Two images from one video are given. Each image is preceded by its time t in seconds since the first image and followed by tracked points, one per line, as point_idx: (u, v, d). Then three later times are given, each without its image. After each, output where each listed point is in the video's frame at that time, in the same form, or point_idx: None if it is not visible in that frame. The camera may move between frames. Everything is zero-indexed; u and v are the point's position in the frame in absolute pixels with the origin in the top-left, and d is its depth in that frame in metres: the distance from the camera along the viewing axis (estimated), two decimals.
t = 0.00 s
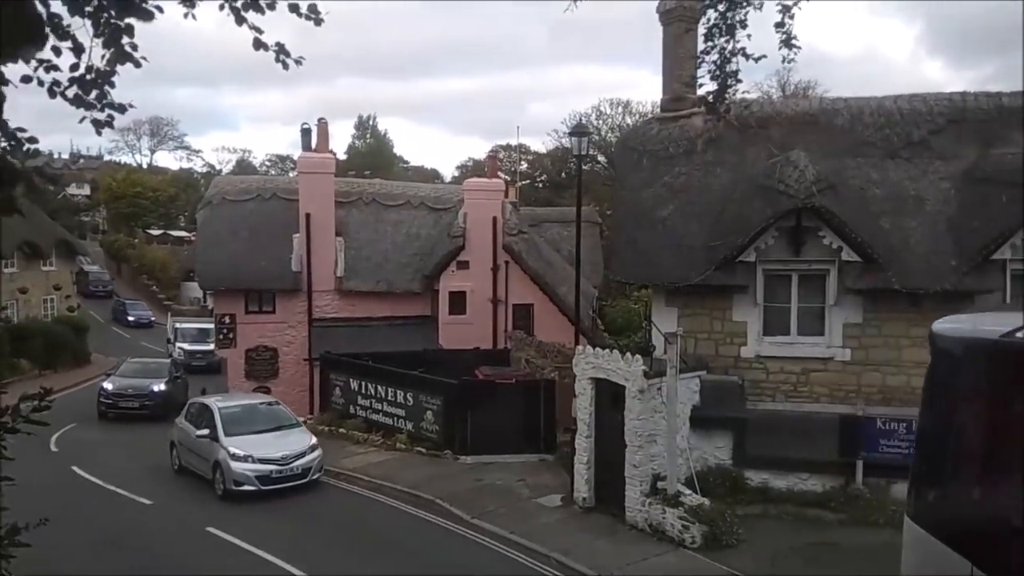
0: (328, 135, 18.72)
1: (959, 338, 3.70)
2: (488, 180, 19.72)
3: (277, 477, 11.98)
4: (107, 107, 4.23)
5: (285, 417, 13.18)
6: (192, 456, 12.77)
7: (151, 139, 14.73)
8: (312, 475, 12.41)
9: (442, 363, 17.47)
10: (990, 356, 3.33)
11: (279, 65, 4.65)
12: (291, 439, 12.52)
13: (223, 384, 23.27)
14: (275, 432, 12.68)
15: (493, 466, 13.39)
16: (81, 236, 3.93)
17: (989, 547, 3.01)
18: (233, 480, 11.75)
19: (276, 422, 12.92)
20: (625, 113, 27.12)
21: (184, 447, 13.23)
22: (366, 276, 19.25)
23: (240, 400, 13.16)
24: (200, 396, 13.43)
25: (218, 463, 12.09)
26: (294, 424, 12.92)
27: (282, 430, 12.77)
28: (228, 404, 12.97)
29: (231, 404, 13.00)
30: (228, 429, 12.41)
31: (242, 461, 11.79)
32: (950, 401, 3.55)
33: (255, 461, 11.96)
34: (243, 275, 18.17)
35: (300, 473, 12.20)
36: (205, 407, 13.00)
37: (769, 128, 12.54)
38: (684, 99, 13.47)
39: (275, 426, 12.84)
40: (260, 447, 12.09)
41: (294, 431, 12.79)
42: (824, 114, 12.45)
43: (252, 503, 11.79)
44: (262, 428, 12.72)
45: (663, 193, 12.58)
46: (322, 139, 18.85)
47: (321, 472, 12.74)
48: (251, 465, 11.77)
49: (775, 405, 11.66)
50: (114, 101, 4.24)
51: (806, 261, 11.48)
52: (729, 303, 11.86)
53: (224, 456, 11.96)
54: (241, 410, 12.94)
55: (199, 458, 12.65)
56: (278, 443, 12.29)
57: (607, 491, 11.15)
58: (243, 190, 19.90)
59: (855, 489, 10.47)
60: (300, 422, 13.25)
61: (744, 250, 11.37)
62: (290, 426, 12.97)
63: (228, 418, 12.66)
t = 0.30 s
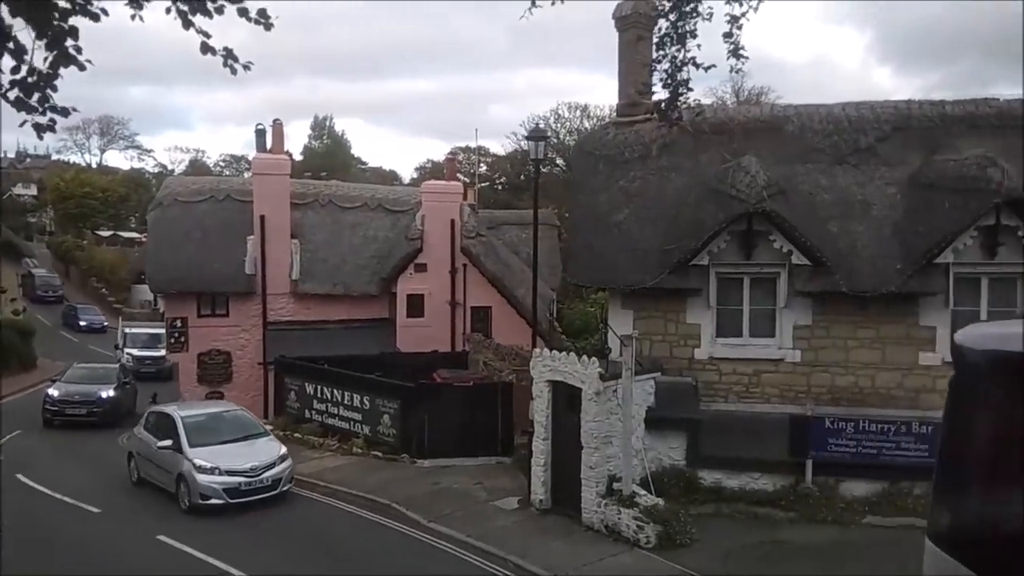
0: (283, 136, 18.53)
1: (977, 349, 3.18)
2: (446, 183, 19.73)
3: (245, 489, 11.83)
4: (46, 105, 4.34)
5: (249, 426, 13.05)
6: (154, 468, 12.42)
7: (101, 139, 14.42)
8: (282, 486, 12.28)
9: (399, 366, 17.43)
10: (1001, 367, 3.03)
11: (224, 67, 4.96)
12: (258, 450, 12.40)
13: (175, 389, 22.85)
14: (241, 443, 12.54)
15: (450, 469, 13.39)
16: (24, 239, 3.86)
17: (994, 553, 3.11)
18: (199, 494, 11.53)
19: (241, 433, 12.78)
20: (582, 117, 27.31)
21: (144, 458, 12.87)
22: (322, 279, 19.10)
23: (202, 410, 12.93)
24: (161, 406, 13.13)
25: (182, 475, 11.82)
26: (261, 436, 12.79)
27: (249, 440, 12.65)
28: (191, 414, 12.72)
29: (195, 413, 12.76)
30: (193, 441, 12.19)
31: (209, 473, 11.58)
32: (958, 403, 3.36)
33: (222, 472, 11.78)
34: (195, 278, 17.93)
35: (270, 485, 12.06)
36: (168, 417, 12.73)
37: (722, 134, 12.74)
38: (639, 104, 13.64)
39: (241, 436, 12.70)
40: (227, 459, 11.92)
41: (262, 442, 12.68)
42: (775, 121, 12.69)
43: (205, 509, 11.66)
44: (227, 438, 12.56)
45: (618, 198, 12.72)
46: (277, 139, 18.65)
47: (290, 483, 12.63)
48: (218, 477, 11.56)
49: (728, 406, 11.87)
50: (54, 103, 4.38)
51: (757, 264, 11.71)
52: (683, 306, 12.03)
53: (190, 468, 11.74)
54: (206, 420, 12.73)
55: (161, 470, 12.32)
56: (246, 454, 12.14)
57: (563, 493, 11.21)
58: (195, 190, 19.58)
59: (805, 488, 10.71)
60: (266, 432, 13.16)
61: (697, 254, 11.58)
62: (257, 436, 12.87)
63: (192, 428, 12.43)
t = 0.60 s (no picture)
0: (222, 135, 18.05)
1: None
2: (392, 185, 19.45)
3: (206, 509, 10.93)
4: None
5: (207, 439, 12.13)
6: (101, 487, 11.47)
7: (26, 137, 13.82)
8: (244, 504, 11.40)
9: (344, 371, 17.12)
10: None
11: (158, 68, 4.79)
12: (218, 465, 11.51)
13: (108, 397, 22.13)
14: (199, 458, 11.62)
15: (397, 478, 13.16)
16: None
17: None
18: (155, 514, 10.66)
19: (199, 448, 11.87)
20: (532, 119, 27.23)
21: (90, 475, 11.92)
22: (262, 283, 18.67)
23: (155, 423, 11.97)
24: (108, 419, 12.16)
25: (135, 493, 10.92)
26: (220, 450, 11.93)
27: (208, 455, 11.75)
28: (144, 428, 11.76)
29: (148, 427, 11.79)
30: (147, 457, 11.24)
31: (167, 492, 10.68)
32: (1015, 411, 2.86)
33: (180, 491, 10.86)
34: (129, 281, 17.36)
35: (232, 503, 11.18)
36: (117, 430, 11.73)
37: (668, 138, 12.90)
38: (586, 108, 13.67)
39: (198, 451, 11.77)
40: (184, 476, 10.99)
41: (223, 456, 11.83)
42: (722, 127, 12.97)
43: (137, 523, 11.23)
44: (184, 453, 11.62)
45: (567, 202, 12.68)
46: (216, 139, 18.18)
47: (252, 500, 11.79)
48: (177, 496, 10.69)
49: (675, 410, 11.89)
50: None
51: (704, 269, 11.78)
52: (631, 310, 12.01)
53: (145, 487, 10.80)
54: (160, 434, 11.78)
55: (110, 489, 11.38)
56: (206, 470, 11.23)
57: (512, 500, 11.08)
58: (130, 191, 19.01)
59: (751, 489, 10.80)
60: (225, 446, 12.26)
61: (646, 258, 11.60)
62: (215, 450, 11.94)
63: (146, 442, 11.49)
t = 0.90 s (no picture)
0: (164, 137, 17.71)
1: None
2: (340, 188, 19.29)
3: (176, 524, 10.25)
4: None
5: (173, 450, 11.32)
6: (60, 503, 10.69)
7: None
8: (216, 517, 10.74)
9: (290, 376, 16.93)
10: None
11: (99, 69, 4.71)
12: (187, 477, 10.74)
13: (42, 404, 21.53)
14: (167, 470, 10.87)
15: (345, 483, 13.10)
16: None
17: None
18: (123, 531, 9.93)
19: (164, 459, 11.05)
20: (482, 123, 27.31)
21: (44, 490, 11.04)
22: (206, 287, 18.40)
23: (116, 433, 11.11)
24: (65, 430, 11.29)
25: (99, 509, 10.18)
26: (188, 460, 11.19)
27: (175, 467, 10.96)
28: (105, 439, 10.91)
29: (109, 438, 10.95)
30: (110, 470, 10.44)
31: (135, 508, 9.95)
32: None
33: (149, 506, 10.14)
34: (66, 284, 16.91)
35: (204, 517, 10.51)
36: (76, 442, 10.86)
37: (615, 144, 13.51)
38: (535, 113, 13.90)
39: (165, 463, 10.96)
40: (153, 490, 10.24)
41: (192, 468, 11.03)
42: (667, 134, 13.64)
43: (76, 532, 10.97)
44: (149, 465, 10.82)
45: (516, 206, 12.92)
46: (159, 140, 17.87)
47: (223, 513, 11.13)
48: (147, 512, 9.98)
49: (621, 411, 12.12)
50: None
51: (649, 272, 12.00)
52: (579, 313, 12.14)
53: (111, 502, 10.05)
54: (123, 444, 10.96)
55: (69, 504, 10.56)
56: (176, 483, 10.51)
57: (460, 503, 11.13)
58: (67, 192, 18.57)
59: (695, 488, 11.02)
60: (193, 457, 11.44)
61: (594, 262, 11.78)
62: (182, 462, 11.13)
63: (109, 453, 10.68)
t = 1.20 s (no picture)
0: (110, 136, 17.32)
1: None
2: (292, 191, 19.12)
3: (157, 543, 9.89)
4: None
5: (147, 464, 10.96)
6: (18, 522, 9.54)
7: None
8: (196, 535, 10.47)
9: (241, 381, 16.67)
10: None
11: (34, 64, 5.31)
12: (165, 493, 10.42)
13: None
14: (143, 486, 10.47)
15: (296, 489, 12.95)
16: None
17: None
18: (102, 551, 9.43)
19: (140, 473, 10.68)
20: (437, 126, 27.19)
21: None
22: (153, 290, 18.05)
23: (88, 446, 10.57)
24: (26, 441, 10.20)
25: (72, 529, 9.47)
26: (165, 476, 10.82)
27: (153, 481, 10.62)
28: (76, 453, 10.33)
29: (81, 451, 10.38)
30: (86, 486, 9.90)
31: (115, 527, 9.50)
32: None
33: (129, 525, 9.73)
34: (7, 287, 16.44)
35: (185, 535, 10.21)
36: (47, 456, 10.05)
37: (569, 149, 13.65)
38: (490, 117, 13.99)
39: (142, 477, 10.60)
40: (133, 507, 9.86)
41: (170, 483, 10.72)
42: (620, 138, 13.79)
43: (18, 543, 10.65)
44: (125, 480, 10.39)
45: (471, 211, 12.96)
46: (105, 140, 17.49)
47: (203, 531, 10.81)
48: (128, 531, 9.57)
49: (576, 414, 12.17)
50: None
51: (603, 276, 12.10)
52: (534, 316, 12.18)
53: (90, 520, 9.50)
54: (97, 458, 10.43)
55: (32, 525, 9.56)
56: (155, 501, 10.16)
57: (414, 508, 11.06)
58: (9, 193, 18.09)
59: (648, 489, 11.10)
60: (168, 471, 11.11)
61: (548, 266, 11.85)
62: (159, 476, 10.80)
63: (83, 468, 10.11)
